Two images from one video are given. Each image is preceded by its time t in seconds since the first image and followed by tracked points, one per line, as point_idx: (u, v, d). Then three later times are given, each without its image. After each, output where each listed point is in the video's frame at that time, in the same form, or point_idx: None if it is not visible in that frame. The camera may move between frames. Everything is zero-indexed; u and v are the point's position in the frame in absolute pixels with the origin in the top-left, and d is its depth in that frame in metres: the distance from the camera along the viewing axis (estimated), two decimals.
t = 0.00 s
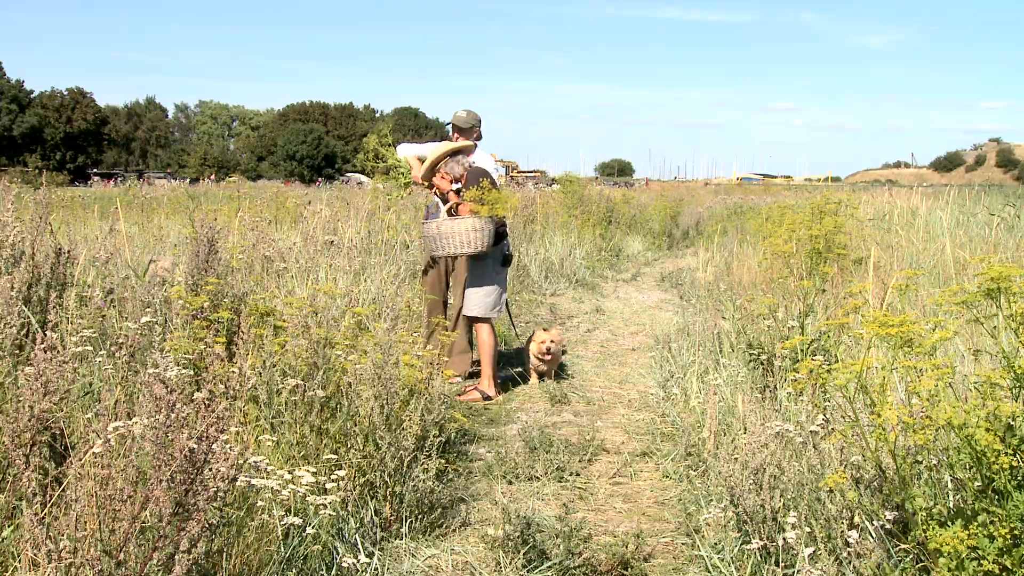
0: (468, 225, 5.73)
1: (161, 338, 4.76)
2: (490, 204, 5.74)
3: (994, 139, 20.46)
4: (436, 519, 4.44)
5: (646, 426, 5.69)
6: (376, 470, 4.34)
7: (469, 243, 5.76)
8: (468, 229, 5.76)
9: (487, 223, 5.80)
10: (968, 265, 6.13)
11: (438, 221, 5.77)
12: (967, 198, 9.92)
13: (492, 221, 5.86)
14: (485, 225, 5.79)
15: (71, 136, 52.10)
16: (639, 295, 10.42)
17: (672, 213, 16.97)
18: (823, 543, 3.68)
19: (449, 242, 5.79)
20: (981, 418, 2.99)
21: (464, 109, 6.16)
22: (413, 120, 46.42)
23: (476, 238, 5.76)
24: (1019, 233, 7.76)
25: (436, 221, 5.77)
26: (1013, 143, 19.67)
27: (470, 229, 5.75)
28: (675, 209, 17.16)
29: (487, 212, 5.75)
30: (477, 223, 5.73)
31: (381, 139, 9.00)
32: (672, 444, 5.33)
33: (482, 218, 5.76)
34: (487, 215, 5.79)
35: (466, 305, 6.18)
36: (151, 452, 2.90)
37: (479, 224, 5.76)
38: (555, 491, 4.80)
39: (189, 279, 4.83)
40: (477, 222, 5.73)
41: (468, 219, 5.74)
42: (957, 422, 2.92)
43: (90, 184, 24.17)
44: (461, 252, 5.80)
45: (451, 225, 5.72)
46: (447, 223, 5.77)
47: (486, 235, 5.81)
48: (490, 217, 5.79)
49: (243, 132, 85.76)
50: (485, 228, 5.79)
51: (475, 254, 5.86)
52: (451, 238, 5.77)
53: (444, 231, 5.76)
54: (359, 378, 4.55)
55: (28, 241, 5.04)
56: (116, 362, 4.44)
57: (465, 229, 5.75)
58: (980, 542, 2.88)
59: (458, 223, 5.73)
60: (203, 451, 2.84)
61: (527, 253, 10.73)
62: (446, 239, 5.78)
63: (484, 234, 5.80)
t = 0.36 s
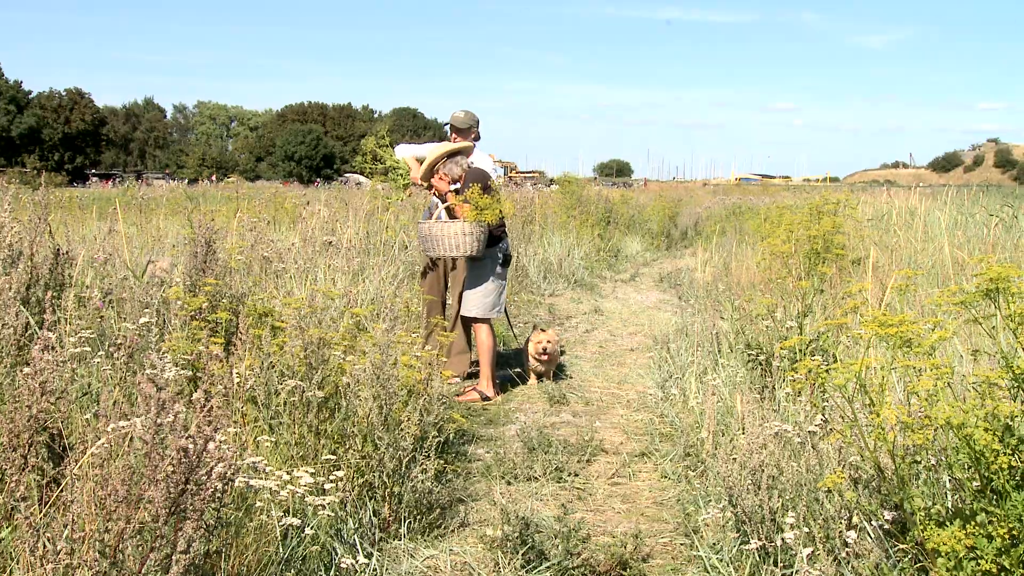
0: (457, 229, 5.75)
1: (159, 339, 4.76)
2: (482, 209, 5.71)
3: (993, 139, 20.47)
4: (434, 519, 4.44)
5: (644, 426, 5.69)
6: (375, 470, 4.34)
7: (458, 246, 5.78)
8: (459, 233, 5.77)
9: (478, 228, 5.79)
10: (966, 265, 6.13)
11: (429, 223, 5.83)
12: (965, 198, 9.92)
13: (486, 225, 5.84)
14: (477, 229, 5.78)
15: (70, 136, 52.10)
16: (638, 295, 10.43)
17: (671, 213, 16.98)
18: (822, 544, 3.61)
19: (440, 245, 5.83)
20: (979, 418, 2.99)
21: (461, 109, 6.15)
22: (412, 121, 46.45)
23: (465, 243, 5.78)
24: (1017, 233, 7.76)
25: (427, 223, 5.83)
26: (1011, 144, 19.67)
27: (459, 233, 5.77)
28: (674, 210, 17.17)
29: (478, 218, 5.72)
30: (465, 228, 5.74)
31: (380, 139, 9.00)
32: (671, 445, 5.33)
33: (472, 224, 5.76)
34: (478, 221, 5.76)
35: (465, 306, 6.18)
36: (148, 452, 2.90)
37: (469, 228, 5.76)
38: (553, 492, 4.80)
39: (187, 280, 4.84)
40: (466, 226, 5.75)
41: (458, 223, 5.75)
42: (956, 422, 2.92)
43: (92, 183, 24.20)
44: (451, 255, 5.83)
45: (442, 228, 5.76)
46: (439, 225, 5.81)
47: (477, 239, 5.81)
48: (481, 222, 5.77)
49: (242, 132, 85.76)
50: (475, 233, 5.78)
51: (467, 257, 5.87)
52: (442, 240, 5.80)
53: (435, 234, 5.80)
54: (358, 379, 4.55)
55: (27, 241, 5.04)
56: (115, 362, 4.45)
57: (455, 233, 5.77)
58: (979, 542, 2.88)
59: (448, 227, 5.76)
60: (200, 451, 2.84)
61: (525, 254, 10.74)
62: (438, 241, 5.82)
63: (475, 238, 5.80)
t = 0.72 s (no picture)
0: (459, 230, 5.76)
1: (159, 339, 4.76)
2: (481, 209, 5.70)
3: (993, 139, 20.47)
4: (434, 520, 4.45)
5: (644, 426, 5.69)
6: (374, 471, 4.33)
7: (461, 248, 5.78)
8: (461, 234, 5.77)
9: (480, 228, 5.80)
10: (965, 266, 6.13)
11: (431, 226, 5.82)
12: (965, 198, 9.92)
13: (487, 225, 5.84)
14: (479, 230, 5.79)
15: (70, 137, 52.11)
16: (637, 296, 10.43)
17: (671, 214, 16.99)
18: (821, 545, 3.61)
19: (442, 247, 5.83)
20: (978, 418, 2.99)
21: (460, 109, 6.14)
22: (412, 121, 46.46)
23: (468, 244, 5.79)
24: (1016, 233, 7.76)
25: (429, 226, 5.82)
26: (1010, 144, 19.68)
27: (462, 234, 5.77)
28: (674, 210, 17.18)
29: (479, 217, 5.72)
30: (468, 228, 5.75)
31: (379, 139, 9.01)
32: (670, 445, 5.34)
33: (474, 224, 5.76)
34: (480, 221, 5.76)
35: (464, 307, 6.18)
36: (146, 452, 2.91)
37: (472, 229, 5.77)
38: (553, 492, 4.80)
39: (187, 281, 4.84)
40: (468, 227, 5.75)
41: (460, 225, 5.76)
42: (955, 422, 2.92)
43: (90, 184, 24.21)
44: (454, 257, 5.83)
45: (444, 231, 5.76)
46: (441, 227, 5.81)
47: (479, 240, 5.82)
48: (482, 221, 5.77)
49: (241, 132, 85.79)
50: (479, 233, 5.79)
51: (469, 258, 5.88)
52: (444, 242, 5.80)
53: (437, 236, 5.80)
54: (358, 379, 4.56)
55: (26, 241, 5.04)
56: (115, 363, 4.45)
57: (457, 234, 5.77)
58: (977, 542, 2.88)
59: (450, 229, 5.76)
60: (197, 451, 2.84)
61: (525, 254, 10.74)
62: (440, 244, 5.82)
63: (477, 239, 5.81)
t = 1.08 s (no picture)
0: (452, 232, 5.74)
1: (158, 339, 4.75)
2: (475, 211, 5.69)
3: (992, 139, 20.47)
4: (434, 519, 4.45)
5: (643, 426, 5.69)
6: (374, 471, 4.34)
7: (455, 249, 5.77)
8: (455, 236, 5.76)
9: (473, 230, 5.76)
10: (965, 265, 6.13)
11: (424, 226, 5.81)
12: (964, 198, 9.92)
13: (481, 228, 5.82)
14: (472, 232, 5.76)
15: (70, 137, 52.12)
16: (636, 295, 10.43)
17: (670, 214, 16.99)
18: (821, 544, 3.62)
19: (436, 247, 5.83)
20: (977, 418, 2.99)
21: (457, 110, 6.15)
22: (411, 121, 46.47)
23: (461, 246, 5.77)
24: (1016, 233, 7.76)
25: (423, 226, 5.82)
26: (1010, 144, 19.68)
27: (455, 236, 5.75)
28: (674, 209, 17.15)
29: (472, 220, 5.71)
30: (461, 230, 5.73)
31: (379, 139, 9.00)
32: (670, 444, 5.34)
33: (468, 226, 5.74)
34: (473, 223, 5.73)
35: (460, 307, 6.18)
36: (146, 452, 2.91)
37: (465, 231, 5.75)
38: (552, 492, 4.80)
39: (187, 280, 4.80)
40: (462, 229, 5.73)
41: (454, 226, 5.74)
42: (955, 422, 2.92)
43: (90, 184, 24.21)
44: (447, 258, 5.82)
45: (437, 232, 5.75)
46: (434, 228, 5.79)
47: (472, 242, 5.79)
48: (477, 224, 5.75)
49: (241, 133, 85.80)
50: (472, 235, 5.77)
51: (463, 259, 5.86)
52: (438, 243, 5.79)
53: (430, 237, 5.80)
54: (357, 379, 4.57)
55: (25, 241, 5.04)
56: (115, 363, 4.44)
57: (449, 236, 5.75)
58: (977, 542, 2.89)
59: (444, 230, 5.75)
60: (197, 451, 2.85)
61: (525, 254, 10.75)
62: (433, 244, 5.81)
63: (469, 241, 5.78)
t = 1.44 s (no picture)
0: (450, 237, 5.77)
1: (158, 339, 4.75)
2: (475, 217, 5.70)
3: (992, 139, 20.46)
4: (433, 519, 4.45)
5: (643, 426, 5.68)
6: (374, 470, 4.34)
7: (452, 252, 5.81)
8: (453, 239, 5.80)
9: (472, 235, 5.79)
10: (965, 265, 6.12)
11: (424, 225, 5.87)
12: (964, 197, 9.91)
13: (480, 232, 5.82)
14: (470, 237, 5.79)
15: (70, 137, 52.14)
16: (636, 295, 10.42)
17: (670, 213, 16.99)
18: (820, 544, 3.62)
19: (434, 249, 5.89)
20: (977, 417, 2.99)
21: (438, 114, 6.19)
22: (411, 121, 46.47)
23: (459, 250, 5.80)
24: (1016, 233, 7.76)
25: (423, 226, 5.88)
26: (1010, 144, 19.67)
27: (452, 240, 5.79)
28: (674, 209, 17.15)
29: (471, 225, 5.71)
30: (459, 235, 5.76)
31: (379, 139, 9.00)
32: (670, 444, 5.33)
33: (466, 231, 5.76)
34: (471, 228, 5.75)
35: (456, 306, 6.20)
36: (146, 452, 2.91)
37: (463, 235, 5.78)
38: (552, 492, 4.80)
39: (187, 279, 4.80)
40: (460, 234, 5.75)
41: (452, 230, 5.77)
42: (954, 421, 2.92)
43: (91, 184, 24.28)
44: (444, 261, 5.87)
45: (435, 235, 5.80)
46: (433, 231, 5.84)
47: (469, 246, 5.82)
48: (476, 229, 5.76)
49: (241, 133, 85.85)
50: (470, 240, 5.80)
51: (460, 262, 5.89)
52: (436, 246, 5.84)
53: (428, 238, 5.86)
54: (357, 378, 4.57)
55: (25, 241, 5.03)
56: (114, 362, 4.44)
57: (447, 240, 5.79)
58: (976, 541, 2.89)
59: (442, 234, 5.80)
60: (198, 450, 2.86)
61: (524, 254, 10.74)
62: (431, 245, 5.87)
63: (467, 245, 5.81)
